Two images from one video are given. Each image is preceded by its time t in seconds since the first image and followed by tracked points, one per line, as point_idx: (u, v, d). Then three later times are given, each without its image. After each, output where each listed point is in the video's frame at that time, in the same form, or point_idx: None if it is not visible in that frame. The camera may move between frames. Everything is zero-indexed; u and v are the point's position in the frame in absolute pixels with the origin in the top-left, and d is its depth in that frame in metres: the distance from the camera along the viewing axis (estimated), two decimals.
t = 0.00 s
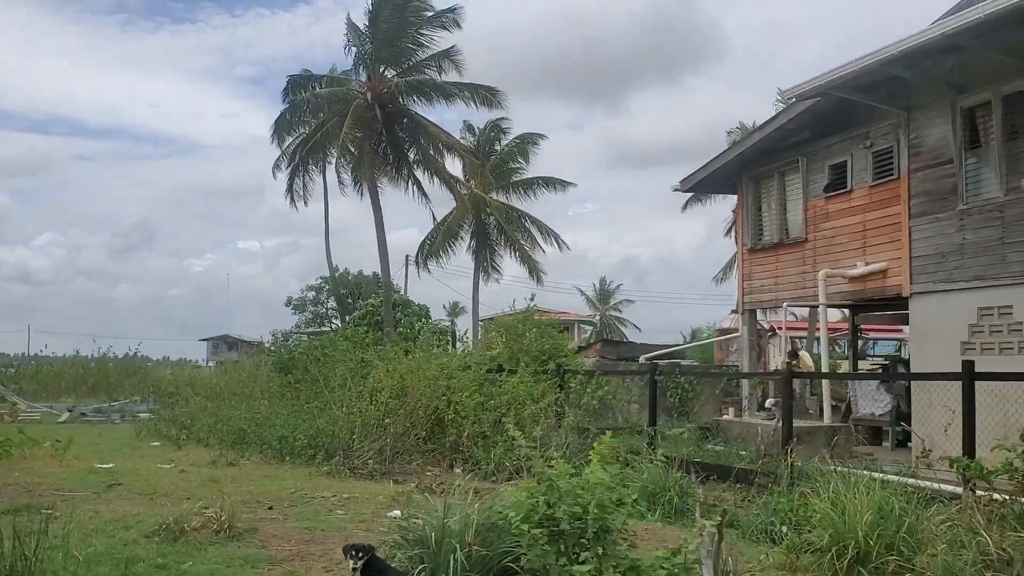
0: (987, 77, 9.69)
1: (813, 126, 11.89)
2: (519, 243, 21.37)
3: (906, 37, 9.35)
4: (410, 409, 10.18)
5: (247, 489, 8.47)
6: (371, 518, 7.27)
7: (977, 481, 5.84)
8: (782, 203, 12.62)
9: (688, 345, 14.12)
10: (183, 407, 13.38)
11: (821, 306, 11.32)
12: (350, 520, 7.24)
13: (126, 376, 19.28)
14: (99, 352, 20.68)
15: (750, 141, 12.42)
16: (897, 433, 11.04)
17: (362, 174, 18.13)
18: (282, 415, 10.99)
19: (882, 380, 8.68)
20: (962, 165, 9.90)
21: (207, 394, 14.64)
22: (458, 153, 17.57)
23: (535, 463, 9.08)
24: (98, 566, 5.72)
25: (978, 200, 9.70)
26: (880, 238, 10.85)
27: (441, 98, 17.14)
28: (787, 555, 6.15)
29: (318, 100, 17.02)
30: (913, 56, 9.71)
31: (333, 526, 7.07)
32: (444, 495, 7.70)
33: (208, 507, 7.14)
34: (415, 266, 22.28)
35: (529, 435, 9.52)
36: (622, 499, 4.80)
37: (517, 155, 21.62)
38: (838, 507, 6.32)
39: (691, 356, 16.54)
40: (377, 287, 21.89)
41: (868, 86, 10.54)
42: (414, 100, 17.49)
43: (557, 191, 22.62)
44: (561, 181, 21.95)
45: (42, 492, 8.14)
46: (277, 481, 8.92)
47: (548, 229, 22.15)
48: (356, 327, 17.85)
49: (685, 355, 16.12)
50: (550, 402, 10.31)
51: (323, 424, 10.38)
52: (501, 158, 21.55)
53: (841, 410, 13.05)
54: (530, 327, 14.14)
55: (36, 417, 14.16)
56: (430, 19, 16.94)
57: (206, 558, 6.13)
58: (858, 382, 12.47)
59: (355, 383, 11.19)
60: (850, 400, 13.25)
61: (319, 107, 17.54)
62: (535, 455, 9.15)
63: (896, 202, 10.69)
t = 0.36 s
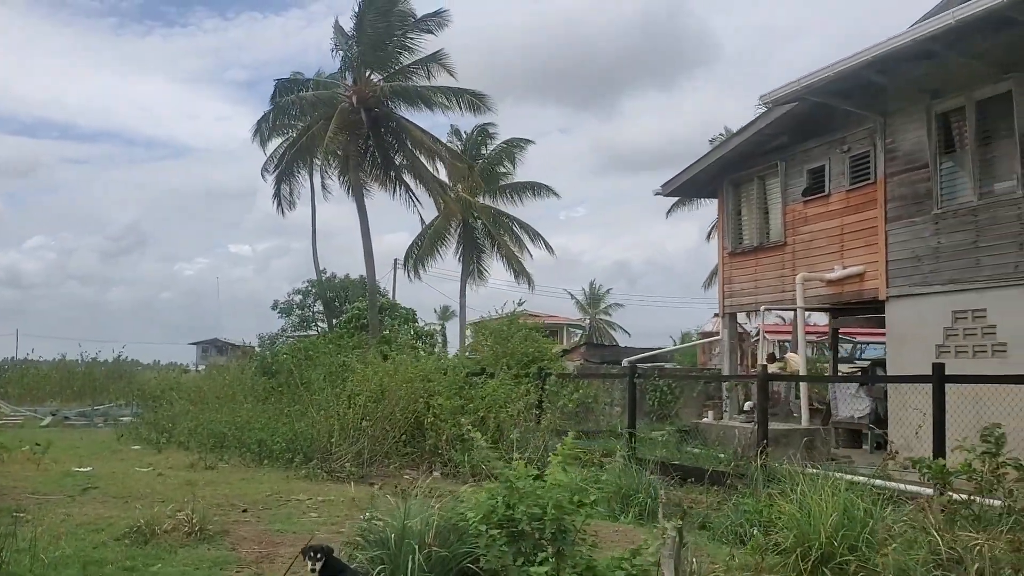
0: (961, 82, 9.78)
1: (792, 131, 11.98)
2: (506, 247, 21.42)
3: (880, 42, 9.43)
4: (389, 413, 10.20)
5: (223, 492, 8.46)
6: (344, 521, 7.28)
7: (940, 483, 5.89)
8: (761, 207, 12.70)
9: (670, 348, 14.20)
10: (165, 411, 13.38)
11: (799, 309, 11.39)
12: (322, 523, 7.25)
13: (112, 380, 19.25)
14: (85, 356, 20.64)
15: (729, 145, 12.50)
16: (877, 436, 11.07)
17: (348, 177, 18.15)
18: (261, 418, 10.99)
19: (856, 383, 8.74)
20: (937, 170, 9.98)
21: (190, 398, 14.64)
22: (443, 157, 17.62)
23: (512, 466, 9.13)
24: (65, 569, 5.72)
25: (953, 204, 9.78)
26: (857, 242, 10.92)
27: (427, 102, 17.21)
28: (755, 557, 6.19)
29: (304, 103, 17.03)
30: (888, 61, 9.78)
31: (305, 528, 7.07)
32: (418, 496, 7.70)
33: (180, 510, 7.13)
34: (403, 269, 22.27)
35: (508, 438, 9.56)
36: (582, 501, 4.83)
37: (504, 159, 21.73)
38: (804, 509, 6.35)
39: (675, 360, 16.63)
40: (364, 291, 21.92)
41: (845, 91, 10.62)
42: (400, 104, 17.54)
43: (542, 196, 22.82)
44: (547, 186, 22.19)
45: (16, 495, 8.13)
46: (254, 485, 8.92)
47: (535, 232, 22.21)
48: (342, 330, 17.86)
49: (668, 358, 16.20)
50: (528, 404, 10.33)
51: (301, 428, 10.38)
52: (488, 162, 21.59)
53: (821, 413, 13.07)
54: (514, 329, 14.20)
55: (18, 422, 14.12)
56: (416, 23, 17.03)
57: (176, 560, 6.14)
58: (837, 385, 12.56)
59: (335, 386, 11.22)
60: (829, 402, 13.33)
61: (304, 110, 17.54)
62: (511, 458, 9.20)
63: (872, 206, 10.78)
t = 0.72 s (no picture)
0: (938, 87, 9.84)
1: (772, 136, 12.05)
2: (495, 250, 21.47)
3: (856, 48, 9.50)
4: (369, 418, 10.23)
5: (198, 496, 8.48)
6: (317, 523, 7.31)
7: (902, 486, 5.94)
8: (743, 211, 12.77)
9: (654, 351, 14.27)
10: (149, 414, 13.40)
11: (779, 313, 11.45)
12: (295, 526, 7.28)
13: (100, 384, 19.28)
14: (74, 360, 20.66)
15: (711, 150, 12.57)
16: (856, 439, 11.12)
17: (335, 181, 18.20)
18: (241, 422, 11.03)
19: (830, 386, 8.80)
20: (914, 175, 10.04)
21: (176, 403, 14.66)
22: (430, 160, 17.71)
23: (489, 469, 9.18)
24: (33, 573, 5.75)
25: (929, 208, 9.85)
26: (836, 246, 10.99)
27: (413, 106, 17.28)
28: (720, 561, 6.24)
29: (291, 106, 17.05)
30: (865, 67, 9.84)
31: (278, 531, 7.10)
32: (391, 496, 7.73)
33: (153, 514, 7.17)
34: (392, 272, 22.30)
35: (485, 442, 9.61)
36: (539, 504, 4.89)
37: (493, 162, 21.82)
38: (770, 511, 6.39)
39: (661, 363, 16.69)
40: (353, 294, 21.96)
41: (823, 96, 10.68)
42: (387, 108, 17.60)
43: (532, 200, 22.88)
44: (536, 190, 22.25)
45: None
46: (231, 488, 8.95)
47: (524, 236, 22.27)
48: (330, 334, 17.89)
49: (653, 361, 16.26)
50: (508, 409, 10.44)
51: (280, 431, 10.38)
52: (476, 166, 21.72)
53: (803, 416, 13.12)
54: (499, 333, 14.26)
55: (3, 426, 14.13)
56: (403, 27, 17.13)
57: (146, 563, 6.17)
58: (819, 388, 12.62)
59: (316, 389, 11.25)
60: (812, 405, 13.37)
61: (291, 114, 17.57)
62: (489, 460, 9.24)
63: (851, 211, 10.84)
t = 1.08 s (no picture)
0: (922, 92, 9.89)
1: (759, 140, 12.11)
2: (488, 253, 21.52)
3: (838, 53, 9.55)
4: (355, 421, 10.26)
5: (182, 499, 8.48)
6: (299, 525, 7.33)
7: (877, 489, 5.97)
8: (731, 215, 12.82)
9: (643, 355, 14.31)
10: (138, 418, 13.42)
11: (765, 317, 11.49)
12: (278, 528, 7.29)
13: (93, 387, 19.29)
14: (67, 363, 20.68)
15: (699, 154, 12.62)
16: (842, 442, 11.15)
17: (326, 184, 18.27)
18: (229, 424, 11.07)
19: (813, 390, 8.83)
20: (899, 179, 10.09)
21: (167, 406, 14.69)
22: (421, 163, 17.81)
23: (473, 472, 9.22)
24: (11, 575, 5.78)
25: (914, 213, 9.89)
26: (821, 250, 11.04)
27: (404, 109, 17.34)
28: (698, 564, 6.25)
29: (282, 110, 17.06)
30: (849, 72, 9.89)
31: (259, 534, 7.12)
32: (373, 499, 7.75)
33: (136, 516, 7.19)
34: (385, 275, 22.30)
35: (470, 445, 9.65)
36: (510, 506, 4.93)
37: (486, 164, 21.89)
38: (747, 514, 6.41)
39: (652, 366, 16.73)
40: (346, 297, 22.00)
41: (809, 101, 10.72)
42: (377, 111, 17.64)
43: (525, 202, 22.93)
44: (530, 192, 22.30)
45: None
46: (215, 491, 8.98)
47: (517, 239, 22.33)
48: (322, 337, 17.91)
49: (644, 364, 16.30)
50: (496, 413, 10.48)
51: (266, 434, 10.42)
52: (469, 167, 21.85)
53: (792, 419, 13.15)
54: (489, 336, 14.29)
55: None
56: (393, 31, 17.19)
57: (125, 565, 6.20)
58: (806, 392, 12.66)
59: (303, 392, 11.29)
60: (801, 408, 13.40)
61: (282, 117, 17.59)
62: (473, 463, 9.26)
63: (836, 215, 10.89)
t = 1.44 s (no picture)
0: (904, 97, 9.95)
1: (744, 145, 12.18)
2: (480, 257, 21.57)
3: (820, 58, 9.60)
4: (340, 424, 10.31)
5: (166, 502, 8.52)
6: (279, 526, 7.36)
7: (849, 491, 6.02)
8: (717, 219, 12.90)
9: (631, 358, 14.38)
10: (127, 421, 13.47)
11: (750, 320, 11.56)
12: (258, 528, 7.32)
13: (85, 390, 19.34)
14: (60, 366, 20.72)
15: (685, 158, 12.69)
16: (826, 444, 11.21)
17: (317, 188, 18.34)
18: (215, 427, 11.10)
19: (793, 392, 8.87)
20: (881, 183, 10.16)
21: (156, 409, 14.74)
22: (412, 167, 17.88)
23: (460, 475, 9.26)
24: None
25: (895, 217, 9.96)
26: (805, 254, 11.11)
27: (396, 113, 17.42)
28: (671, 565, 6.31)
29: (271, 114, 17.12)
30: (831, 77, 9.96)
31: (240, 534, 7.15)
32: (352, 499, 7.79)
33: (117, 518, 7.23)
34: (378, 280, 22.31)
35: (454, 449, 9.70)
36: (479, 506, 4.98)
37: (478, 168, 21.99)
38: (721, 516, 6.45)
39: (641, 369, 16.80)
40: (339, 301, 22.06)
41: (792, 106, 10.80)
42: (368, 114, 17.66)
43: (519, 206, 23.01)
44: (522, 196, 22.38)
45: None
46: (199, 494, 9.02)
47: (510, 243, 22.39)
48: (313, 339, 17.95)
49: (634, 367, 16.37)
50: (482, 416, 10.51)
51: (252, 437, 10.45)
52: (461, 170, 21.85)
53: (779, 422, 13.21)
54: (478, 340, 14.35)
55: None
56: (382, 35, 17.33)
57: (103, 567, 6.24)
58: (793, 395, 12.72)
59: (290, 395, 11.32)
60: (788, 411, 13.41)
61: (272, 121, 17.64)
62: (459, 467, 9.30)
63: (820, 219, 10.96)
